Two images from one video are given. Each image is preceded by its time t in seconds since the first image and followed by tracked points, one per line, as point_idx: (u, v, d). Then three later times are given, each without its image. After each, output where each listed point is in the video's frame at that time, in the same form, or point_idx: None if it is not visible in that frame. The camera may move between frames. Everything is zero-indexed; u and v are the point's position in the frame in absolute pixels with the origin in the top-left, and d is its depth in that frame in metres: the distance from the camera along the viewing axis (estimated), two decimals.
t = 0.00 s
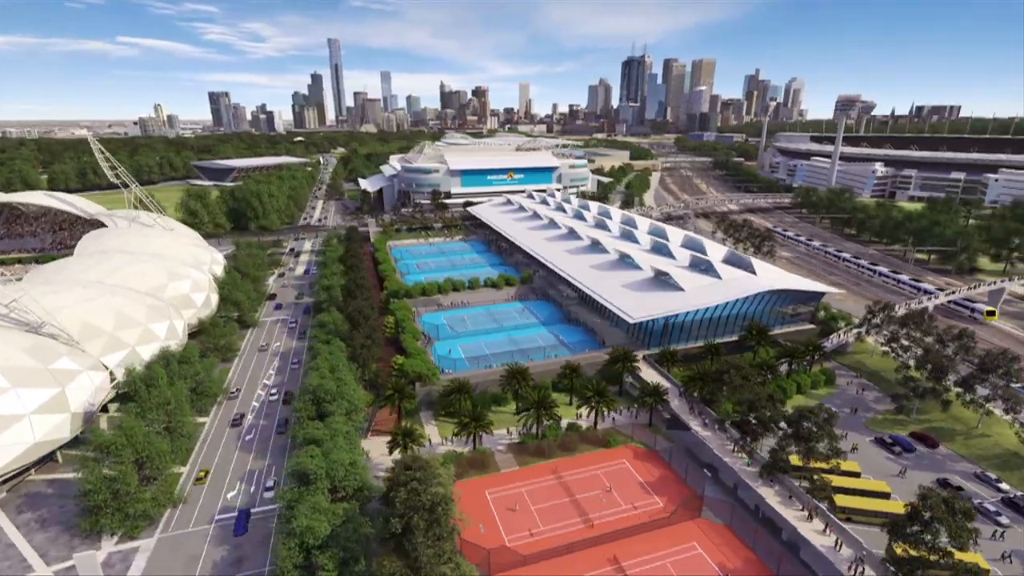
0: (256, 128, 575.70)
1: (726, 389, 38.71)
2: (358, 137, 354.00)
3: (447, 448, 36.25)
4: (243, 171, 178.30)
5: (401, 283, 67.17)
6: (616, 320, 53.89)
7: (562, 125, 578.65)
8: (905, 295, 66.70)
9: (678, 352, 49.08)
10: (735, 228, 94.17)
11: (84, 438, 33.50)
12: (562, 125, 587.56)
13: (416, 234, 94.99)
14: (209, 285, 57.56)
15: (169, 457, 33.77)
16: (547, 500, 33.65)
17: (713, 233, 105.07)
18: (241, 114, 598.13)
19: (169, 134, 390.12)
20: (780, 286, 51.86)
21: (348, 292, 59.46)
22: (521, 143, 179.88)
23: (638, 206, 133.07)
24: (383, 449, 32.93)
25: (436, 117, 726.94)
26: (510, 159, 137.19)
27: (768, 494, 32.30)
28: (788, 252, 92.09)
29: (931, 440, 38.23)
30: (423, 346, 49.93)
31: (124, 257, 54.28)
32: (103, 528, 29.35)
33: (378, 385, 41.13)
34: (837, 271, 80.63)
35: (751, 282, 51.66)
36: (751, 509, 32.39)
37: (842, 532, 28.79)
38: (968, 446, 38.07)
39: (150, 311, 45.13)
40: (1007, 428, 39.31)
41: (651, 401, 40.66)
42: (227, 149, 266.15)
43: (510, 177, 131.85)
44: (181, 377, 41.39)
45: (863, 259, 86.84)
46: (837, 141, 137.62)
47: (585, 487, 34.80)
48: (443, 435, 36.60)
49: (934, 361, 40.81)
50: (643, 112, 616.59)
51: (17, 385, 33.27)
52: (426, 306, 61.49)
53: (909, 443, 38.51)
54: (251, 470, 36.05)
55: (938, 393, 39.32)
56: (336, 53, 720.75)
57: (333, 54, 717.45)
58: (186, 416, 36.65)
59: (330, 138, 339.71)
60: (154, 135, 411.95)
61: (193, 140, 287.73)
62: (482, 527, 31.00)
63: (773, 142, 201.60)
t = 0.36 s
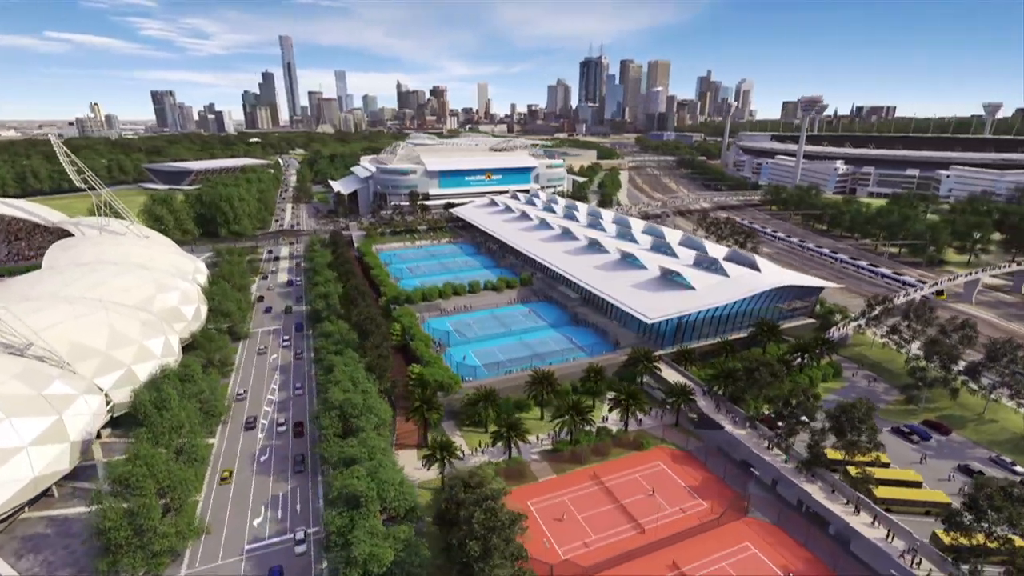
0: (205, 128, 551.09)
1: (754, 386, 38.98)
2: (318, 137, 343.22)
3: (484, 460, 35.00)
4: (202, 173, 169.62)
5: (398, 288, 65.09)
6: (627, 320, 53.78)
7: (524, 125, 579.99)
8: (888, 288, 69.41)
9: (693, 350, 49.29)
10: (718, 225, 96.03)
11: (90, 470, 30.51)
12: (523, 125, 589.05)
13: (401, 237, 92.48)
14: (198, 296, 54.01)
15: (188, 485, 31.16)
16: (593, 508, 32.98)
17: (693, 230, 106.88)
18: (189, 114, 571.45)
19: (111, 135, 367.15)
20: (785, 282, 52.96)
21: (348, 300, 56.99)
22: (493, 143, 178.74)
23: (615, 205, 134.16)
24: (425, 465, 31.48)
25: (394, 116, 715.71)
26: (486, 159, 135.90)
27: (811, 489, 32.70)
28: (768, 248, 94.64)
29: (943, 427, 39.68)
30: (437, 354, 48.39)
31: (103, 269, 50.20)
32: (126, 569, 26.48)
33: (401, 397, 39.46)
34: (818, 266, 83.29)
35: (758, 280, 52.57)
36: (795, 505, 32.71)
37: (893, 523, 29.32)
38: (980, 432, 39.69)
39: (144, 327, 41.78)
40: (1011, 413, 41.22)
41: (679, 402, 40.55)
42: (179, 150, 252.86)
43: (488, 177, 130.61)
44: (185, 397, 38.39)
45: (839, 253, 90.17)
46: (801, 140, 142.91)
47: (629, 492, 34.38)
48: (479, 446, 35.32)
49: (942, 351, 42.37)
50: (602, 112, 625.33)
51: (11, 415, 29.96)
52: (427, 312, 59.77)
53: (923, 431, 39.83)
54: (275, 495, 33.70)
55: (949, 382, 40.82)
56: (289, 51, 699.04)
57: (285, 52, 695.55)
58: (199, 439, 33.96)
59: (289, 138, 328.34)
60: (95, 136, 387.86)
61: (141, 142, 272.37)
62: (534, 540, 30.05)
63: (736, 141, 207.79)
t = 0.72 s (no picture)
0: (152, 129, 524.14)
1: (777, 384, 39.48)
2: (277, 137, 331.83)
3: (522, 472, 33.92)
4: (159, 176, 160.90)
5: (395, 294, 63.05)
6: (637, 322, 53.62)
7: (487, 125, 578.25)
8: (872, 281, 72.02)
9: (705, 348, 49.52)
10: (701, 225, 97.60)
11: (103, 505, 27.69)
12: (486, 125, 587.18)
13: (386, 241, 89.95)
14: (187, 308, 50.59)
15: (215, 512, 28.77)
16: (636, 514, 32.53)
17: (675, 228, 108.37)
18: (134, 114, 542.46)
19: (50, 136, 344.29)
20: (788, 280, 53.86)
21: (347, 307, 54.55)
22: (466, 143, 176.84)
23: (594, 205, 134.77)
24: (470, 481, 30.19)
25: (354, 116, 700.70)
26: (464, 160, 134.20)
27: (848, 483, 33.12)
28: (749, 246, 96.98)
29: (950, 415, 41.12)
30: (450, 361, 46.89)
31: (83, 281, 46.26)
32: None
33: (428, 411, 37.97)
34: (800, 262, 85.78)
35: (763, 278, 53.30)
36: (835, 502, 33.08)
37: (936, 514, 29.86)
38: (987, 419, 41.23)
39: (139, 344, 38.58)
40: (1012, 400, 43.01)
41: (705, 402, 40.53)
42: (128, 152, 238.82)
43: (466, 178, 129.10)
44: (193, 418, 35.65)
45: (818, 249, 93.12)
46: (768, 139, 147.48)
47: (670, 495, 34.08)
48: (516, 458, 34.26)
49: (945, 342, 43.99)
50: (563, 112, 630.44)
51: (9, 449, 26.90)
52: (430, 317, 58.10)
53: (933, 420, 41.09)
54: (303, 521, 31.51)
55: (955, 372, 42.32)
56: (240, 49, 674.48)
57: (236, 50, 671.37)
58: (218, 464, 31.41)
59: (246, 138, 315.46)
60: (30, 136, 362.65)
61: (85, 144, 256.04)
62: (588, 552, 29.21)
63: (702, 140, 212.79)
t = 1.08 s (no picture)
0: (96, 130, 496.05)
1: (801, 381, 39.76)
2: (235, 138, 319.17)
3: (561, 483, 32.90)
4: (114, 179, 151.84)
5: (394, 300, 60.92)
6: (646, 323, 53.37)
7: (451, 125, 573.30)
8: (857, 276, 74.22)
9: (718, 347, 49.65)
10: (686, 223, 98.75)
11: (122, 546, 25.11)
12: (450, 125, 581.33)
13: (372, 245, 87.25)
14: (178, 321, 47.32)
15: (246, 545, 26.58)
16: (680, 520, 32.03)
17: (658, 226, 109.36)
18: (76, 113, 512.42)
19: None
20: (791, 278, 54.61)
21: (348, 315, 52.12)
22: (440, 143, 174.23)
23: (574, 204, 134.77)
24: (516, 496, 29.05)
25: (313, 116, 682.67)
26: (443, 160, 131.95)
27: (881, 477, 33.49)
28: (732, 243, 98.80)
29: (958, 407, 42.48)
30: (465, 369, 45.37)
31: (63, 296, 42.50)
32: None
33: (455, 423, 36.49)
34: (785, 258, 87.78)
35: (767, 277, 53.91)
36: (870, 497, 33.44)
37: (974, 506, 30.38)
38: (993, 409, 42.71)
39: (137, 363, 35.59)
40: (1011, 389, 44.71)
41: (730, 402, 40.46)
42: (75, 154, 224.73)
43: (446, 179, 126.91)
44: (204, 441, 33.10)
45: (799, 245, 95.61)
46: (740, 139, 151.01)
47: (708, 499, 33.72)
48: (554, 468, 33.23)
49: (949, 336, 45.37)
50: (528, 112, 631.77)
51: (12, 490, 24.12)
52: (433, 324, 56.30)
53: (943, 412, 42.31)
54: (336, 547, 29.54)
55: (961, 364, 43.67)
56: (191, 45, 646.47)
57: (187, 47, 643.95)
58: (240, 491, 29.10)
59: (202, 139, 302.09)
60: None
61: (25, 146, 239.30)
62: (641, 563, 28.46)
63: (672, 139, 216.41)
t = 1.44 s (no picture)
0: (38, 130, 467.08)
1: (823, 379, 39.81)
2: (193, 138, 305.57)
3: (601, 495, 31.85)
4: (67, 182, 142.42)
5: (394, 307, 58.70)
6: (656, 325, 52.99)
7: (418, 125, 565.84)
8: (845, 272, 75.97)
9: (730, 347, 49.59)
10: (672, 222, 99.36)
11: None
12: (417, 125, 573.83)
13: (358, 249, 84.20)
14: (169, 336, 44.01)
15: None
16: (723, 527, 31.46)
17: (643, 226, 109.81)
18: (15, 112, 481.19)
19: None
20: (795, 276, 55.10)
21: (350, 324, 49.70)
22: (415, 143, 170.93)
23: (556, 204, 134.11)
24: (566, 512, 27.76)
25: (273, 115, 661.92)
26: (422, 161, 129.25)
27: (913, 475, 33.79)
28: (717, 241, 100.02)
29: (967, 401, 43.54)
30: (482, 377, 43.85)
31: (42, 313, 38.77)
32: None
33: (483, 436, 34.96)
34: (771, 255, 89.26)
35: (772, 276, 54.26)
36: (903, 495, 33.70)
37: (1008, 500, 30.89)
38: (998, 400, 43.97)
39: (136, 385, 32.62)
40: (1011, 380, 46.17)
41: (754, 403, 40.25)
42: (17, 156, 210.27)
43: (426, 180, 124.26)
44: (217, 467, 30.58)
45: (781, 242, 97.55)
46: (714, 138, 153.65)
47: (746, 504, 33.29)
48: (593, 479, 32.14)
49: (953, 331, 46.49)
50: (494, 112, 629.88)
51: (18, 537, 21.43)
52: (438, 331, 54.45)
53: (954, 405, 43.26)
54: None
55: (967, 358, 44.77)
56: (140, 42, 617.30)
57: (135, 43, 613.96)
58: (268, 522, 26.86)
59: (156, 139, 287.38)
60: None
61: None
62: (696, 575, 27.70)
63: (644, 139, 218.74)
